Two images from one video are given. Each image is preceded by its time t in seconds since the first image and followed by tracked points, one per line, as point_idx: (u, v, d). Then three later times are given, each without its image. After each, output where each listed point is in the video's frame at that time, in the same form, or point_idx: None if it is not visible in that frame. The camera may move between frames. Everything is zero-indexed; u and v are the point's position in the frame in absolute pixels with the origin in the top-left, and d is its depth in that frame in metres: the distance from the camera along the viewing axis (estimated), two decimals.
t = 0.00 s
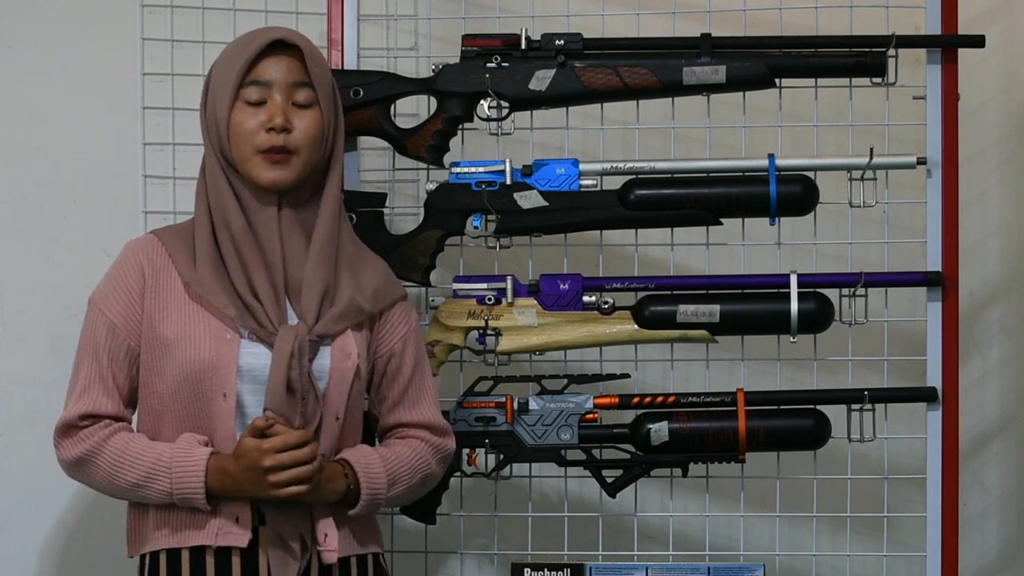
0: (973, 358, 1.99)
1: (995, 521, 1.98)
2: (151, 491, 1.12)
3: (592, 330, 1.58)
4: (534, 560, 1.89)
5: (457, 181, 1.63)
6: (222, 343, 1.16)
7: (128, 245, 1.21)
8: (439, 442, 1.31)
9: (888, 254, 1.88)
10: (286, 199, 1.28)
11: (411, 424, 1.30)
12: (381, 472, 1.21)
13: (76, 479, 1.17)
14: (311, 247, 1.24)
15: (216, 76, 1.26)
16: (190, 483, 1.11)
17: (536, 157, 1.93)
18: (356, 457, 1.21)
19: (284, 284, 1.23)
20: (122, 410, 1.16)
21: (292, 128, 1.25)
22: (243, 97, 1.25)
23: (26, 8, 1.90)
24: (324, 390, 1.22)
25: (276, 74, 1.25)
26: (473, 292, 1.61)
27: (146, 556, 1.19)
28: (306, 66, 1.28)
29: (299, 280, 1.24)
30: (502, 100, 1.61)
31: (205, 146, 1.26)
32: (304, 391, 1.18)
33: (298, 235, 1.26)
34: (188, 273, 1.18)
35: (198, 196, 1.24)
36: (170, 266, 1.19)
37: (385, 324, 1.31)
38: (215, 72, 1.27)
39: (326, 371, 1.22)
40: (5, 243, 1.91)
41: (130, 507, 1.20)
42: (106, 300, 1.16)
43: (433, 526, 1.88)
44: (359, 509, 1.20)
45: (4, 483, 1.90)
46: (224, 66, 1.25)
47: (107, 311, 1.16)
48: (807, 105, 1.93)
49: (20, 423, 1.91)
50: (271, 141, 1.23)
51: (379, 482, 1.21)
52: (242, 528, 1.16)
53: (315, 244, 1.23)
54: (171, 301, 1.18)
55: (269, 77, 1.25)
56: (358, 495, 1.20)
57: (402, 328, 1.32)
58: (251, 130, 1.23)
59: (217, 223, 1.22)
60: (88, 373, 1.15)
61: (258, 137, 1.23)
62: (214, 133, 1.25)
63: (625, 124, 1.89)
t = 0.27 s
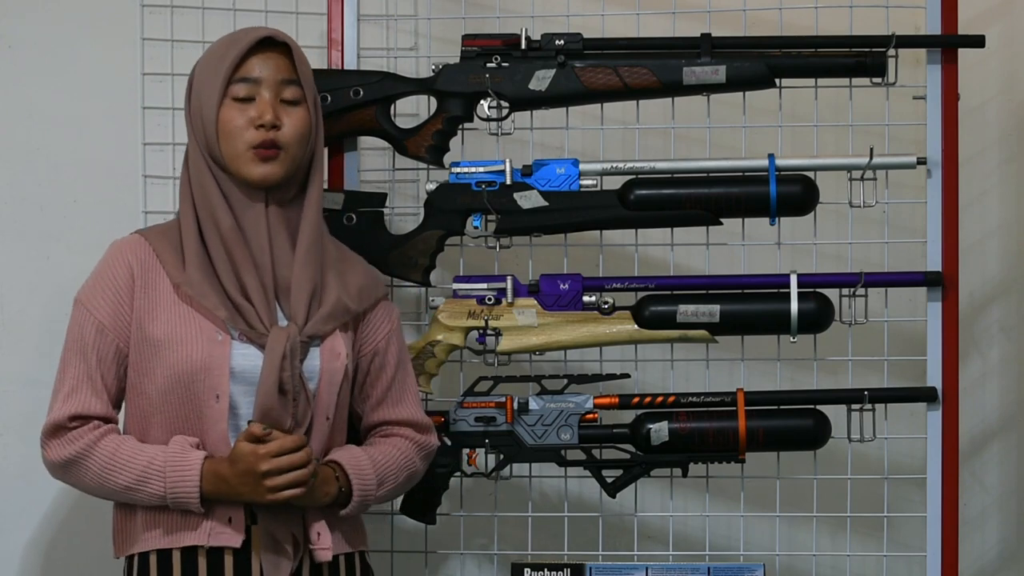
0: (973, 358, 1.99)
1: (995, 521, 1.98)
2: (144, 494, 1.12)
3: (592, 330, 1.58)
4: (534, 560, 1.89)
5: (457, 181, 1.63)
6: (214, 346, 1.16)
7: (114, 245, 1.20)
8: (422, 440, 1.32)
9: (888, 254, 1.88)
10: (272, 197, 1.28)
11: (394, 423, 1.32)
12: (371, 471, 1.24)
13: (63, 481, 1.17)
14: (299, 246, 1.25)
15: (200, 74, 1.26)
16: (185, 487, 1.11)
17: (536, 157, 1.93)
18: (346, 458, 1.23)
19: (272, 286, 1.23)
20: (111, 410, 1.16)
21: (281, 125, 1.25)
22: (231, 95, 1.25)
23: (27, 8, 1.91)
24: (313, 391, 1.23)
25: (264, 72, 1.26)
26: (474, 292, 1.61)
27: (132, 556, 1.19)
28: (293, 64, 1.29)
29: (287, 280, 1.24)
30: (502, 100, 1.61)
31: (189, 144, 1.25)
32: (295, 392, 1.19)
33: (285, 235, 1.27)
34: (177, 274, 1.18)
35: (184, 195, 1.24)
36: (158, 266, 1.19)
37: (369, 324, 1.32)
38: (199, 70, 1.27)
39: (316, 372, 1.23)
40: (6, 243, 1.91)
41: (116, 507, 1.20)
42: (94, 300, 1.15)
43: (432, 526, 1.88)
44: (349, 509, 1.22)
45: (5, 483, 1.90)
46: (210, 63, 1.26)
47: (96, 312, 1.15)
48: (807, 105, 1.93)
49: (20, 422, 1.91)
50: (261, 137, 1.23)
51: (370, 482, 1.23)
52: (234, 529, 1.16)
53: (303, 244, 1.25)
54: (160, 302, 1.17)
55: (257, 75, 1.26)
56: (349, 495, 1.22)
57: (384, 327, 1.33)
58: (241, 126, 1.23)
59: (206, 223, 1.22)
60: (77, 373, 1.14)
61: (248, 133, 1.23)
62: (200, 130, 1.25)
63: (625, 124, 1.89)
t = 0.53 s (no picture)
0: (973, 358, 1.99)
1: (995, 521, 1.98)
2: (137, 494, 1.12)
3: (593, 330, 1.58)
4: (534, 560, 1.89)
5: (457, 181, 1.62)
6: (205, 345, 1.17)
7: (99, 246, 1.19)
8: (400, 438, 1.36)
9: (888, 254, 1.88)
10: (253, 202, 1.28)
11: (372, 421, 1.35)
12: (357, 471, 1.27)
13: (49, 482, 1.17)
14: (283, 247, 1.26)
15: (183, 76, 1.25)
16: (179, 486, 1.12)
17: (536, 157, 1.93)
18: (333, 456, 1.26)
19: (259, 287, 1.24)
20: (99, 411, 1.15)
21: (266, 132, 1.26)
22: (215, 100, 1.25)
23: (27, 8, 1.90)
24: (302, 388, 1.25)
25: (249, 78, 1.26)
26: (474, 292, 1.61)
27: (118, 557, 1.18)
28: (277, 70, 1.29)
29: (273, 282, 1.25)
30: (502, 100, 1.61)
31: (170, 146, 1.25)
32: (286, 389, 1.21)
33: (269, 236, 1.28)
34: (164, 274, 1.18)
35: (168, 196, 1.24)
36: (144, 267, 1.19)
37: (347, 323, 1.35)
38: (181, 72, 1.26)
39: (304, 369, 1.25)
40: (6, 243, 1.91)
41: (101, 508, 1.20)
42: (82, 301, 1.15)
43: (432, 526, 1.88)
44: (336, 507, 1.26)
45: (4, 483, 1.90)
46: (194, 67, 1.25)
47: (83, 312, 1.14)
48: (807, 105, 1.93)
49: (20, 422, 1.91)
50: (246, 144, 1.24)
51: (357, 480, 1.27)
52: (227, 529, 1.17)
53: (287, 246, 1.25)
54: (149, 303, 1.17)
55: (242, 80, 1.25)
56: (337, 493, 1.25)
57: (362, 327, 1.37)
58: (227, 133, 1.23)
59: (190, 224, 1.22)
60: (65, 375, 1.13)
61: (235, 140, 1.23)
62: (182, 134, 1.24)
63: (625, 124, 1.89)
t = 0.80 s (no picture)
0: (973, 358, 1.99)
1: (995, 520, 1.98)
2: (125, 495, 1.12)
3: (593, 330, 1.58)
4: (533, 560, 1.89)
5: (457, 181, 1.62)
6: (192, 346, 1.17)
7: (84, 247, 1.19)
8: (386, 435, 1.37)
9: (888, 255, 1.88)
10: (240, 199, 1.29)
11: (357, 419, 1.36)
12: (342, 471, 1.27)
13: (35, 485, 1.16)
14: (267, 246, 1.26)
15: (169, 74, 1.25)
16: (167, 488, 1.12)
17: (536, 157, 1.93)
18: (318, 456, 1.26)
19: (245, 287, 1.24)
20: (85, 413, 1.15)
21: (260, 127, 1.27)
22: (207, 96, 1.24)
23: (28, 8, 1.90)
24: (289, 389, 1.25)
25: (241, 75, 1.26)
26: (474, 292, 1.61)
27: (106, 557, 1.18)
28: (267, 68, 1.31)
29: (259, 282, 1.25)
30: (502, 100, 1.61)
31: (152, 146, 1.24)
32: (275, 390, 1.21)
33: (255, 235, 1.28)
34: (150, 276, 1.18)
35: (149, 198, 1.23)
36: (130, 268, 1.18)
37: (329, 322, 1.36)
38: (167, 71, 1.26)
39: (290, 370, 1.25)
40: (5, 243, 1.91)
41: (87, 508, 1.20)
42: (67, 303, 1.14)
43: (432, 526, 1.88)
44: (322, 506, 1.25)
45: (4, 483, 1.90)
46: (182, 63, 1.25)
47: (69, 314, 1.14)
48: (807, 105, 1.93)
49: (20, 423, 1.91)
50: (246, 138, 1.24)
51: (342, 480, 1.27)
52: (216, 530, 1.17)
53: (270, 245, 1.26)
54: (136, 304, 1.17)
55: (234, 77, 1.26)
56: (323, 493, 1.25)
57: (344, 325, 1.38)
58: (222, 129, 1.23)
59: (175, 226, 1.21)
60: (51, 377, 1.13)
61: (231, 136, 1.24)
62: (169, 131, 1.24)
63: (625, 124, 1.89)
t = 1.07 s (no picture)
0: (973, 358, 1.99)
1: (995, 520, 1.98)
2: (104, 496, 1.13)
3: (593, 330, 1.58)
4: (533, 560, 1.89)
5: (457, 181, 1.63)
6: (171, 347, 1.17)
7: (63, 251, 1.19)
8: (374, 430, 1.36)
9: (888, 255, 1.88)
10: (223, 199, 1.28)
11: (344, 415, 1.35)
12: (323, 468, 1.27)
13: (18, 487, 1.17)
14: (244, 250, 1.27)
15: (174, 71, 1.23)
16: (145, 487, 1.13)
17: (536, 157, 1.93)
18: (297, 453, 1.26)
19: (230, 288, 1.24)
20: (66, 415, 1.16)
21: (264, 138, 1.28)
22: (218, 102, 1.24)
23: (28, 8, 1.91)
24: (270, 387, 1.25)
25: (249, 85, 1.27)
26: (474, 292, 1.61)
27: (89, 559, 1.19)
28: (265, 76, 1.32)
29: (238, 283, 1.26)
30: (502, 100, 1.61)
31: (137, 142, 1.22)
32: (256, 389, 1.21)
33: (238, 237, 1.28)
34: (129, 279, 1.18)
35: (121, 202, 1.23)
36: (109, 271, 1.19)
37: (311, 318, 1.35)
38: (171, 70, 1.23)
39: (272, 368, 1.25)
40: (6, 243, 1.91)
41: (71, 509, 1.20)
42: (46, 307, 1.15)
43: (432, 526, 1.88)
44: (303, 505, 1.26)
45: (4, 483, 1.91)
46: (192, 64, 1.24)
47: (48, 318, 1.15)
48: (807, 105, 1.93)
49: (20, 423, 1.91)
50: (252, 148, 1.26)
51: (323, 477, 1.27)
52: (198, 528, 1.18)
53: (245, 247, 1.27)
54: (115, 306, 1.18)
55: (243, 86, 1.27)
56: (304, 491, 1.25)
57: (327, 322, 1.37)
58: (235, 138, 1.24)
59: (149, 231, 1.20)
60: (31, 380, 1.14)
61: (243, 146, 1.25)
62: (171, 130, 1.22)
63: (625, 125, 1.89)
